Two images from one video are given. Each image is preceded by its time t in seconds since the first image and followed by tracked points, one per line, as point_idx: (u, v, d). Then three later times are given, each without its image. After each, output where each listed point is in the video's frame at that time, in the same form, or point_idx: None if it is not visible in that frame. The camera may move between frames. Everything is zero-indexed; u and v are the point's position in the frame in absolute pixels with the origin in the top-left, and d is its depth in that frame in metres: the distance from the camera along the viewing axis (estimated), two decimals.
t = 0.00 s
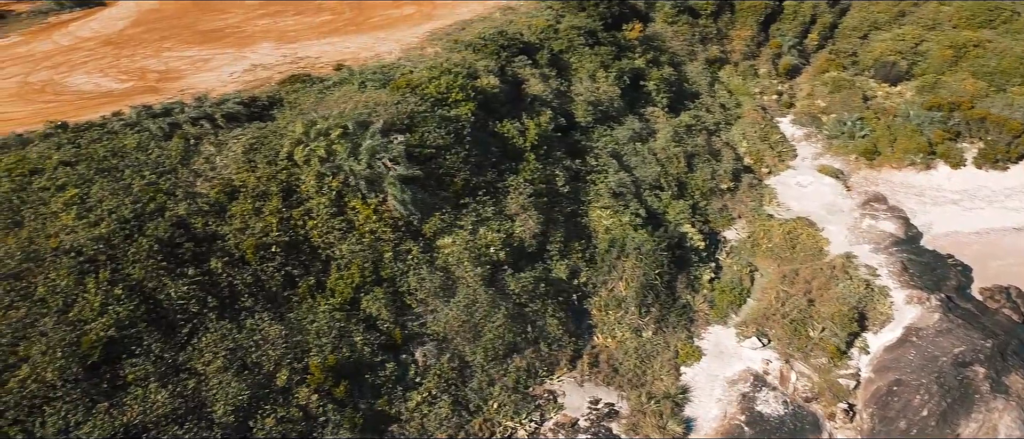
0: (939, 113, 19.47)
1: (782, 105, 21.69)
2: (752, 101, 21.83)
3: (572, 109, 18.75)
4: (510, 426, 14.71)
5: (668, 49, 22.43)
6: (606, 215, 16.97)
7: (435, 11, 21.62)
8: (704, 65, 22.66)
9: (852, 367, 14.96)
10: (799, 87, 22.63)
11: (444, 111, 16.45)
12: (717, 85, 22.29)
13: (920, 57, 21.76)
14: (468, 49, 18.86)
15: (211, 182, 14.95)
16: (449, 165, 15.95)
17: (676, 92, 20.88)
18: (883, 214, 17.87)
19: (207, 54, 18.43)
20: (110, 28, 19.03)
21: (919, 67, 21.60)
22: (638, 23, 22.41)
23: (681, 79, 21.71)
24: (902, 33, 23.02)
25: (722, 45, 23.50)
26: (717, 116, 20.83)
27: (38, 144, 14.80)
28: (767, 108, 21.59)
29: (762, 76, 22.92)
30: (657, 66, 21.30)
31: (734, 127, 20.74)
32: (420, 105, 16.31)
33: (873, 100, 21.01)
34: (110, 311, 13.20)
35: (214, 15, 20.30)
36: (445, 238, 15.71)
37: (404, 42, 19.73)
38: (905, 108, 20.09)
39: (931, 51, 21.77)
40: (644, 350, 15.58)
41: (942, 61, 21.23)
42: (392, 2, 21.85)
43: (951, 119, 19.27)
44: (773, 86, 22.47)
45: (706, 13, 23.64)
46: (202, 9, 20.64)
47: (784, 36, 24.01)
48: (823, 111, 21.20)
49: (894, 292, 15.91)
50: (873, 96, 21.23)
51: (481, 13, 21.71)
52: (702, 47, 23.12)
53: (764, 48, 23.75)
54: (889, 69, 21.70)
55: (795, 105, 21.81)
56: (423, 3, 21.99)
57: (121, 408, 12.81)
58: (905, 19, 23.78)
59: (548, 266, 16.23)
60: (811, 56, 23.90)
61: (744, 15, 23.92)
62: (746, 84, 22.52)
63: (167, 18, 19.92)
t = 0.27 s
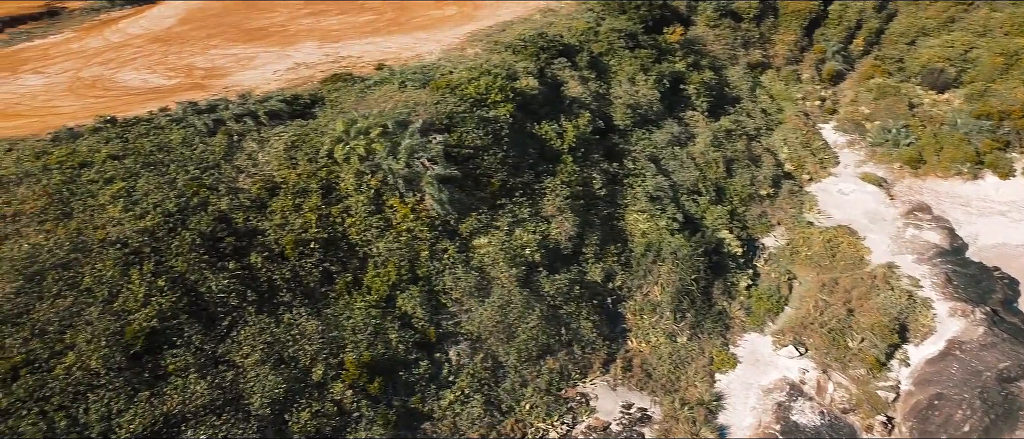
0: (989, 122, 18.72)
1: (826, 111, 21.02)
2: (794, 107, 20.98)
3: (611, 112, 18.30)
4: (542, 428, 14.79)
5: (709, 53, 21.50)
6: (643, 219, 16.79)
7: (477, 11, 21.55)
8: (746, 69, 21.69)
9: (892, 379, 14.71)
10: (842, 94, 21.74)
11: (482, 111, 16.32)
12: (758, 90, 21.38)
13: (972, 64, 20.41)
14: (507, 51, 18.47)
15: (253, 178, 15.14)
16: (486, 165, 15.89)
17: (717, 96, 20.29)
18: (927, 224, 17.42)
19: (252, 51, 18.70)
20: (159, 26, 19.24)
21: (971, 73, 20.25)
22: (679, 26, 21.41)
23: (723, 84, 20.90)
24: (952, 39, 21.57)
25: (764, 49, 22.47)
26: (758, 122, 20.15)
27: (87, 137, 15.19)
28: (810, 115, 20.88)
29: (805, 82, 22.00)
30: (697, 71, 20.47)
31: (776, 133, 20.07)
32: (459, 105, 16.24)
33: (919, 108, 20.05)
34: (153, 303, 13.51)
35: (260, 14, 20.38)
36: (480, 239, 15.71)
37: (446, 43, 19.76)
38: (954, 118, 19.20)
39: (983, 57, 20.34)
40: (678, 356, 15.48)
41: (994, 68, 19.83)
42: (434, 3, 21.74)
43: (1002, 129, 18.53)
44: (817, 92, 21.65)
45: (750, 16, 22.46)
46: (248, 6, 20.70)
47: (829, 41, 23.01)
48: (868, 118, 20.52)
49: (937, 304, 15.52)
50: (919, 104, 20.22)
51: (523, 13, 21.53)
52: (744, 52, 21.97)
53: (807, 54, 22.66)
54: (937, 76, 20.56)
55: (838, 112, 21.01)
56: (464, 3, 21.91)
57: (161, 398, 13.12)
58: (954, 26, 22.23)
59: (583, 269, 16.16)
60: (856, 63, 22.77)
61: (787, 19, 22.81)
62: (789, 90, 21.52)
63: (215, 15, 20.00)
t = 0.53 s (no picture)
0: None
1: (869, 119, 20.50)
2: (837, 114, 20.56)
3: (650, 116, 18.12)
4: (574, 432, 14.84)
5: (751, 59, 21.01)
6: (680, 225, 16.67)
7: (518, 15, 21.21)
8: (789, 76, 21.24)
9: (933, 394, 14.54)
10: (887, 102, 21.20)
11: (520, 113, 16.27)
12: (801, 96, 20.96)
13: None
14: (548, 55, 18.30)
15: (294, 177, 15.28)
16: (523, 168, 15.86)
17: (759, 103, 19.92)
18: (974, 236, 16.85)
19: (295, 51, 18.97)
20: (206, 25, 19.61)
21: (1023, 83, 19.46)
22: (721, 31, 20.79)
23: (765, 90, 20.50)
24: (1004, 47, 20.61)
25: (808, 56, 21.90)
26: (801, 128, 19.86)
27: (134, 133, 15.47)
28: (853, 123, 20.43)
29: (848, 89, 21.46)
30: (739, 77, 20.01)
31: (818, 141, 19.76)
32: (498, 107, 16.22)
33: (967, 118, 19.39)
34: (195, 296, 13.79)
35: (304, 14, 20.72)
36: (516, 241, 15.74)
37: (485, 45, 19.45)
38: (1004, 129, 18.47)
39: None
40: (713, 365, 15.38)
41: None
42: (476, 5, 21.54)
43: None
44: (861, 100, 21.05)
45: (794, 22, 21.90)
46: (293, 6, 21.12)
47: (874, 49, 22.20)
48: (913, 128, 19.86)
49: (983, 320, 15.15)
50: (968, 114, 19.57)
51: (566, 17, 21.12)
52: (787, 59, 21.48)
53: (852, 61, 22.05)
54: (986, 85, 19.85)
55: (882, 120, 20.47)
56: (505, 6, 21.59)
57: (200, 390, 13.43)
58: (1007, 34, 21.10)
59: (619, 274, 16.09)
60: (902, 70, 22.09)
61: (833, 26, 22.15)
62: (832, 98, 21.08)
63: (261, 15, 20.39)
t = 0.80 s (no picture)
0: None
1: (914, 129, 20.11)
2: (881, 124, 20.22)
3: (690, 123, 17.95)
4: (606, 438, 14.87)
5: (794, 66, 20.58)
6: (718, 233, 16.56)
7: (559, 20, 21.00)
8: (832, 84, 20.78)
9: (977, 412, 14.25)
10: (934, 112, 20.73)
11: (558, 118, 16.19)
12: (845, 105, 20.65)
13: None
14: (586, 60, 18.07)
15: (333, 177, 15.42)
16: (561, 172, 15.85)
17: (800, 111, 19.62)
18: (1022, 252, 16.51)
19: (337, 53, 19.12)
20: (252, 26, 19.90)
21: None
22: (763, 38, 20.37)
23: (807, 98, 20.18)
24: None
25: (852, 64, 21.49)
26: (843, 138, 19.54)
27: (179, 131, 15.79)
28: (898, 132, 20.04)
29: (893, 98, 21.04)
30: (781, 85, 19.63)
31: (861, 151, 19.42)
32: (536, 111, 16.15)
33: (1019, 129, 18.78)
34: (234, 293, 14.00)
35: (346, 16, 20.74)
36: (552, 246, 15.75)
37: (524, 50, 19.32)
38: None
39: None
40: (749, 375, 15.33)
41: None
42: (517, 8, 21.42)
43: None
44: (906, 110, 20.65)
45: (839, 30, 21.50)
46: (336, 8, 21.13)
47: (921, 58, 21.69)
48: (960, 138, 19.34)
49: None
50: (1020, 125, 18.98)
51: (608, 22, 20.81)
52: (830, 66, 21.03)
53: (898, 69, 21.64)
54: None
55: (929, 130, 20.03)
56: (546, 11, 21.38)
57: (237, 385, 13.64)
58: None
59: (654, 281, 16.03)
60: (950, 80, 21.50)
61: (879, 34, 21.72)
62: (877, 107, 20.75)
63: (305, 17, 20.54)
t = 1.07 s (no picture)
0: None
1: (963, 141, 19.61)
2: (928, 135, 19.84)
3: (730, 131, 17.83)
4: None
5: (839, 75, 20.39)
6: (757, 243, 16.36)
7: (599, 26, 20.99)
8: (878, 94, 20.50)
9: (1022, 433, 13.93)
10: (983, 124, 19.99)
11: (597, 124, 16.20)
12: (890, 115, 20.29)
13: None
14: (627, 66, 18.10)
15: (372, 179, 15.55)
16: (598, 179, 15.81)
17: (844, 120, 19.29)
18: None
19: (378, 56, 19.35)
20: (296, 29, 20.41)
21: None
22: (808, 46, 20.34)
23: (851, 107, 19.85)
24: None
25: (898, 74, 21.19)
26: (888, 150, 19.20)
27: (223, 131, 16.11)
28: (944, 145, 19.62)
29: (941, 109, 20.54)
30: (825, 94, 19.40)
31: (906, 162, 19.05)
32: (575, 117, 16.20)
33: None
34: (273, 291, 14.19)
35: (391, 20, 21.13)
36: (588, 252, 15.70)
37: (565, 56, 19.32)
38: None
39: None
40: (785, 388, 15.11)
41: None
42: (558, 14, 21.55)
43: None
44: (954, 121, 20.11)
45: (885, 39, 21.27)
46: (382, 12, 21.57)
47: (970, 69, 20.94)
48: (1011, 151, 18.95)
49: None
50: None
51: (648, 28, 20.84)
52: (876, 76, 20.79)
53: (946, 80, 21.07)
54: None
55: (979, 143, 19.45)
56: (587, 17, 21.38)
57: (274, 383, 13.81)
58: None
59: (690, 290, 15.92)
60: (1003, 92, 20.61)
61: (927, 43, 21.38)
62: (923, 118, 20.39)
63: (348, 21, 20.99)
